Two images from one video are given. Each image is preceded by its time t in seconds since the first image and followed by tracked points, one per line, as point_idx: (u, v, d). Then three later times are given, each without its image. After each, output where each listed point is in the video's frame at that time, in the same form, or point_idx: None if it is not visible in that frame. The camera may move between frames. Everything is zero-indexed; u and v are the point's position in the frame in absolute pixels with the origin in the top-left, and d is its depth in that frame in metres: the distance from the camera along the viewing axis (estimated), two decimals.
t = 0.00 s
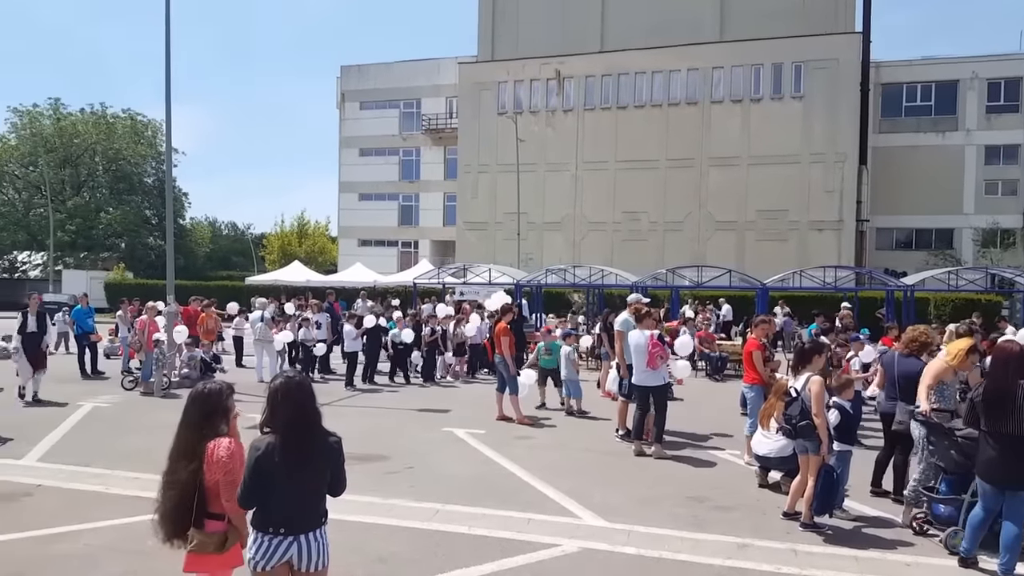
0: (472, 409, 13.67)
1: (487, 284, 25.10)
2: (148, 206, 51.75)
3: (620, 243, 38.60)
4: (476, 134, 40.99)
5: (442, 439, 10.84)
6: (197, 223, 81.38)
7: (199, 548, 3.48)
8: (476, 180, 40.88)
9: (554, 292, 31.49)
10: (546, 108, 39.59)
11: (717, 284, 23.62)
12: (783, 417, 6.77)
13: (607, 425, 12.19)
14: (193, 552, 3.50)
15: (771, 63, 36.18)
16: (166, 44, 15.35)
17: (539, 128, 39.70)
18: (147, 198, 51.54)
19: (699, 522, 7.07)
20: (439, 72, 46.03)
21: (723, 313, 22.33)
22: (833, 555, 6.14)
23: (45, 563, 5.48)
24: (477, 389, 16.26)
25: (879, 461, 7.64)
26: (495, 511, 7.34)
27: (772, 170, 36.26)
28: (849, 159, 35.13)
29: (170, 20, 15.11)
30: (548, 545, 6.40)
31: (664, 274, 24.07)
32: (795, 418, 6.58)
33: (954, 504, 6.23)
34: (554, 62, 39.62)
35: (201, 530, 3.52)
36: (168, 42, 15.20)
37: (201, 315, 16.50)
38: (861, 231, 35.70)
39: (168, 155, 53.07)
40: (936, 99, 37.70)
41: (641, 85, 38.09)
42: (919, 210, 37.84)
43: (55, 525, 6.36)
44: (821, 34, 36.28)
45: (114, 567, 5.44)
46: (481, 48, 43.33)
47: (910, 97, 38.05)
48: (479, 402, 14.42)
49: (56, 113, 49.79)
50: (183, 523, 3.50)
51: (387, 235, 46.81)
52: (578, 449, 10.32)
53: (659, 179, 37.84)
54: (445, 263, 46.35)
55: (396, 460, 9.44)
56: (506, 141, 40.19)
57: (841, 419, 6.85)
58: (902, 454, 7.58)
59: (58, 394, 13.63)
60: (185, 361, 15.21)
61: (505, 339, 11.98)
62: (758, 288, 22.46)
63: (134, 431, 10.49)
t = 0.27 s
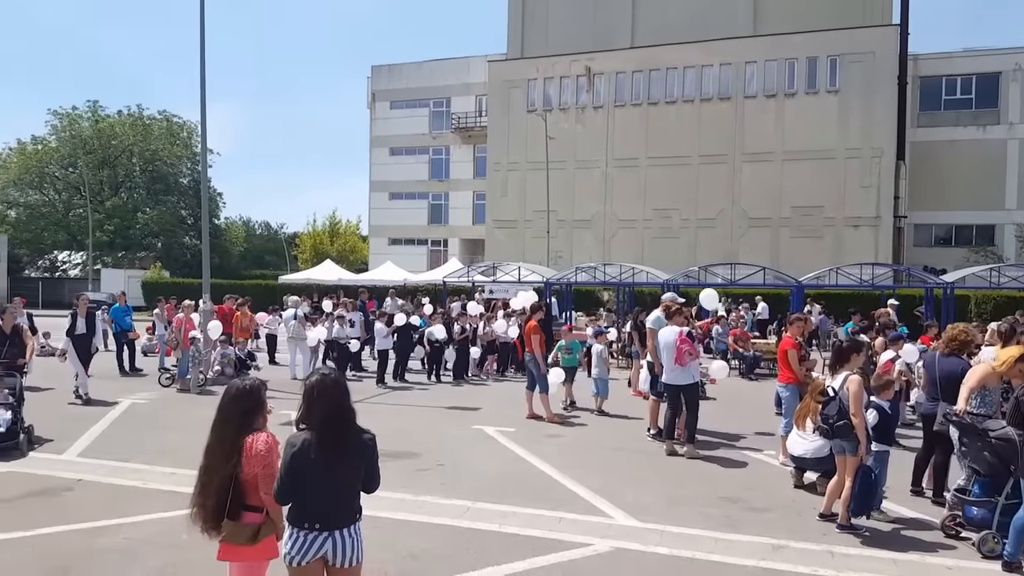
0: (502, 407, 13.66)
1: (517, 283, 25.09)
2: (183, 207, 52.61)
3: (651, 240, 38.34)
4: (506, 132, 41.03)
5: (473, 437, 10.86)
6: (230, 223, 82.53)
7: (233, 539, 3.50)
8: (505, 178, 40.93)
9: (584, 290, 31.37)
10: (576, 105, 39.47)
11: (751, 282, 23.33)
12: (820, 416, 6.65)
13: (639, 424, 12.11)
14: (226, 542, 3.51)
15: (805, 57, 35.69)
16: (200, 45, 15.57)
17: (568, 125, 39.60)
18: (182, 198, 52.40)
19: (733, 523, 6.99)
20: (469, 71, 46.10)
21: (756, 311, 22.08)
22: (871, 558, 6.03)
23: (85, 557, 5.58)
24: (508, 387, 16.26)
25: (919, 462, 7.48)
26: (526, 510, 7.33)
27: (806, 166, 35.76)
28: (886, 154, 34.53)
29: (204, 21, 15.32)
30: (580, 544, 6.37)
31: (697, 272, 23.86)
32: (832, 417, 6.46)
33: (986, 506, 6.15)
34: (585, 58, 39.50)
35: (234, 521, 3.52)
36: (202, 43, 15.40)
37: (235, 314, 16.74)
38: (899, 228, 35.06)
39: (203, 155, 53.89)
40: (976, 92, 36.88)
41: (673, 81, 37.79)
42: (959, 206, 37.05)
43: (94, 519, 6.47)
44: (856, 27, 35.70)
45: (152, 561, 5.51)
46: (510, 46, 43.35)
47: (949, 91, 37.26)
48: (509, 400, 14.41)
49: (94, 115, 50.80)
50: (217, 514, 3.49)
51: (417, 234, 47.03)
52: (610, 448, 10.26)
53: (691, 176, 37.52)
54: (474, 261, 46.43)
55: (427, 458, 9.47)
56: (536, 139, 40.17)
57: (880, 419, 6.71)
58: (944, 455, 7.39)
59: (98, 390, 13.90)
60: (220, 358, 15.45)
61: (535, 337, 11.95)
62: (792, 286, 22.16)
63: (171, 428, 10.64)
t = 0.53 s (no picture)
0: (532, 405, 13.65)
1: (546, 280, 25.07)
2: (218, 206, 53.36)
3: (683, 237, 38.03)
4: (535, 129, 41.00)
5: (503, 435, 10.86)
6: (263, 222, 83.59)
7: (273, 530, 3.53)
8: (535, 175, 40.90)
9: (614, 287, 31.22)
10: (606, 101, 39.29)
11: (786, 279, 23.01)
12: (858, 416, 6.55)
13: (671, 422, 12.02)
14: (264, 534, 3.56)
15: (840, 49, 35.15)
16: (233, 45, 15.81)
17: (598, 121, 39.43)
18: (216, 197, 53.16)
19: (768, 523, 6.91)
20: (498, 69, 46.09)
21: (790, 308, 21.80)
22: (910, 559, 5.92)
23: (124, 549, 5.69)
24: (538, 385, 16.24)
25: (960, 462, 7.32)
26: (558, 507, 7.31)
27: (841, 161, 35.21)
28: (924, 148, 33.90)
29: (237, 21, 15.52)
30: (611, 542, 6.34)
31: (730, 269, 23.62)
32: (870, 417, 6.35)
33: None
34: (615, 54, 39.30)
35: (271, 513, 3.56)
36: (236, 44, 15.65)
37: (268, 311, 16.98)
38: (937, 223, 34.38)
39: (237, 155, 54.60)
40: (1017, 84, 36.01)
41: (704, 76, 37.44)
42: (1000, 200, 36.21)
43: (133, 513, 6.60)
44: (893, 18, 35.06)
45: (189, 554, 5.60)
46: (540, 43, 43.28)
47: (990, 82, 36.43)
48: (540, 398, 14.40)
49: (131, 116, 51.68)
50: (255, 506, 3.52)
51: (446, 231, 47.19)
52: (641, 446, 10.20)
53: (723, 171, 37.14)
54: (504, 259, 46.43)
55: (458, 455, 9.50)
56: (566, 136, 40.07)
57: (920, 419, 6.59)
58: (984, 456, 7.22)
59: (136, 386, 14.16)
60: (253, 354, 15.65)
61: (565, 335, 11.92)
62: (827, 282, 21.85)
63: (207, 423, 10.81)
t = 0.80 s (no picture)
0: (566, 402, 13.60)
1: (580, 277, 24.99)
2: (255, 205, 54.10)
3: (719, 233, 37.62)
4: (569, 126, 40.88)
5: (537, 432, 10.84)
6: (299, 220, 84.61)
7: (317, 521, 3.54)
8: (568, 172, 40.78)
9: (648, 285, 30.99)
10: (641, 96, 39.01)
11: (825, 276, 22.62)
12: (901, 416, 6.41)
13: (707, 422, 11.88)
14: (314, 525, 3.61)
15: (881, 42, 34.47)
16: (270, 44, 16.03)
17: (633, 117, 39.17)
18: (254, 196, 53.93)
19: (807, 525, 6.80)
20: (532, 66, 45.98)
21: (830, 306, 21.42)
22: (956, 563, 5.77)
23: (165, 540, 5.79)
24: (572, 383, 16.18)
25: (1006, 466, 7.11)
26: (593, 506, 7.27)
27: (882, 155, 34.53)
28: (969, 142, 33.12)
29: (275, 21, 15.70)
30: (647, 541, 6.29)
31: (767, 266, 23.30)
32: (914, 417, 6.21)
33: None
34: (650, 49, 39.00)
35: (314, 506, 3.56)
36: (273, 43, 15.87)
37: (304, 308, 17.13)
38: (983, 219, 33.55)
39: (274, 154, 55.32)
40: None
41: (741, 70, 36.96)
42: None
43: (173, 505, 6.71)
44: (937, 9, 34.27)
45: (228, 546, 5.67)
46: (574, 39, 43.11)
47: None
48: (574, 396, 14.33)
49: (170, 117, 52.54)
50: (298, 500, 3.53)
51: (479, 229, 47.26)
52: (677, 445, 10.10)
53: (760, 167, 36.63)
54: (536, 256, 46.33)
55: (492, 451, 9.49)
56: (600, 132, 39.87)
57: (966, 420, 6.41)
58: None
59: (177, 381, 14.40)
60: (289, 351, 15.84)
61: (599, 332, 11.86)
62: (869, 280, 21.44)
63: (244, 417, 10.96)
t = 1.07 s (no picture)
0: (603, 400, 13.53)
1: (617, 274, 24.85)
2: (294, 200, 54.79)
3: (758, 230, 37.10)
4: (607, 121, 40.64)
5: (573, 429, 10.80)
6: (336, 215, 85.51)
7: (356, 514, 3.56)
8: (605, 167, 40.55)
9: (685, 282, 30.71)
10: (680, 91, 38.61)
11: (869, 274, 22.16)
12: (950, 418, 6.28)
13: (746, 421, 11.74)
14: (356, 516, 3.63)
15: (929, 35, 33.71)
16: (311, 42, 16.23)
17: (672, 112, 38.79)
18: (294, 192, 54.61)
19: (850, 528, 6.67)
20: (570, 61, 45.79)
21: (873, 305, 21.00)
22: (1007, 572, 5.61)
23: (207, 529, 5.88)
24: (608, 380, 16.11)
25: None
26: (630, 504, 7.22)
27: (929, 151, 33.74)
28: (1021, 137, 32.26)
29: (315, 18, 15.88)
30: (685, 541, 6.23)
31: (809, 264, 22.92)
32: (963, 419, 6.07)
33: None
34: (690, 43, 38.61)
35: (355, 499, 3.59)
36: (314, 40, 16.07)
37: (342, 302, 17.31)
38: None
39: (313, 150, 55.94)
40: None
41: (784, 64, 36.39)
42: None
43: (216, 494, 6.83)
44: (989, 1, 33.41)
45: (269, 536, 5.75)
46: (612, 34, 42.82)
47: None
48: (610, 393, 14.27)
49: (213, 113, 53.35)
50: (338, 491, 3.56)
51: (515, 225, 47.26)
52: (716, 445, 9.98)
53: (802, 163, 36.03)
54: (572, 252, 46.16)
55: (528, 448, 9.48)
56: (639, 127, 39.57)
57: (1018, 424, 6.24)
58: None
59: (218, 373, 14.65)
60: (327, 344, 16.03)
61: (637, 329, 11.77)
62: (914, 279, 20.97)
63: (284, 410, 11.10)
